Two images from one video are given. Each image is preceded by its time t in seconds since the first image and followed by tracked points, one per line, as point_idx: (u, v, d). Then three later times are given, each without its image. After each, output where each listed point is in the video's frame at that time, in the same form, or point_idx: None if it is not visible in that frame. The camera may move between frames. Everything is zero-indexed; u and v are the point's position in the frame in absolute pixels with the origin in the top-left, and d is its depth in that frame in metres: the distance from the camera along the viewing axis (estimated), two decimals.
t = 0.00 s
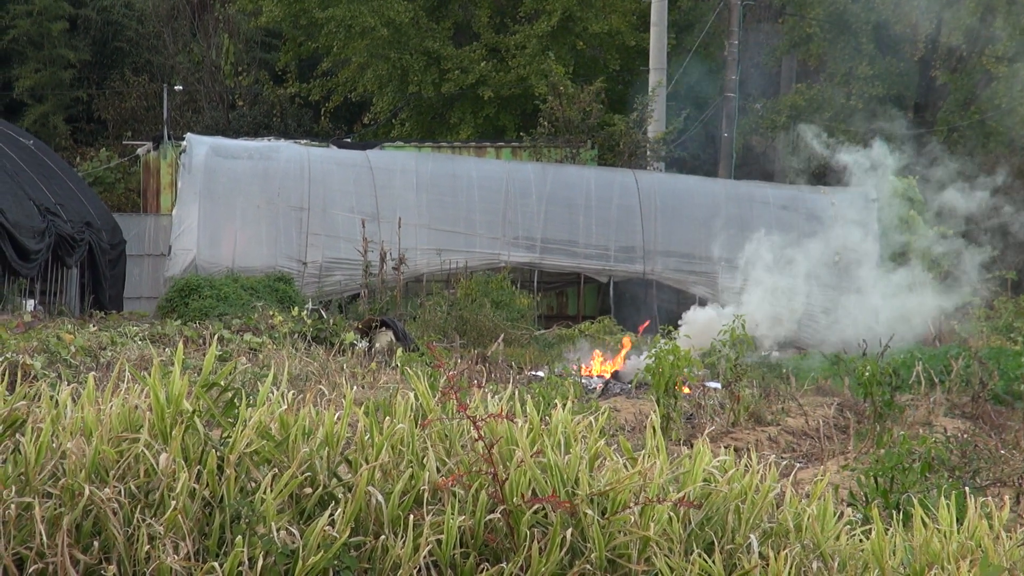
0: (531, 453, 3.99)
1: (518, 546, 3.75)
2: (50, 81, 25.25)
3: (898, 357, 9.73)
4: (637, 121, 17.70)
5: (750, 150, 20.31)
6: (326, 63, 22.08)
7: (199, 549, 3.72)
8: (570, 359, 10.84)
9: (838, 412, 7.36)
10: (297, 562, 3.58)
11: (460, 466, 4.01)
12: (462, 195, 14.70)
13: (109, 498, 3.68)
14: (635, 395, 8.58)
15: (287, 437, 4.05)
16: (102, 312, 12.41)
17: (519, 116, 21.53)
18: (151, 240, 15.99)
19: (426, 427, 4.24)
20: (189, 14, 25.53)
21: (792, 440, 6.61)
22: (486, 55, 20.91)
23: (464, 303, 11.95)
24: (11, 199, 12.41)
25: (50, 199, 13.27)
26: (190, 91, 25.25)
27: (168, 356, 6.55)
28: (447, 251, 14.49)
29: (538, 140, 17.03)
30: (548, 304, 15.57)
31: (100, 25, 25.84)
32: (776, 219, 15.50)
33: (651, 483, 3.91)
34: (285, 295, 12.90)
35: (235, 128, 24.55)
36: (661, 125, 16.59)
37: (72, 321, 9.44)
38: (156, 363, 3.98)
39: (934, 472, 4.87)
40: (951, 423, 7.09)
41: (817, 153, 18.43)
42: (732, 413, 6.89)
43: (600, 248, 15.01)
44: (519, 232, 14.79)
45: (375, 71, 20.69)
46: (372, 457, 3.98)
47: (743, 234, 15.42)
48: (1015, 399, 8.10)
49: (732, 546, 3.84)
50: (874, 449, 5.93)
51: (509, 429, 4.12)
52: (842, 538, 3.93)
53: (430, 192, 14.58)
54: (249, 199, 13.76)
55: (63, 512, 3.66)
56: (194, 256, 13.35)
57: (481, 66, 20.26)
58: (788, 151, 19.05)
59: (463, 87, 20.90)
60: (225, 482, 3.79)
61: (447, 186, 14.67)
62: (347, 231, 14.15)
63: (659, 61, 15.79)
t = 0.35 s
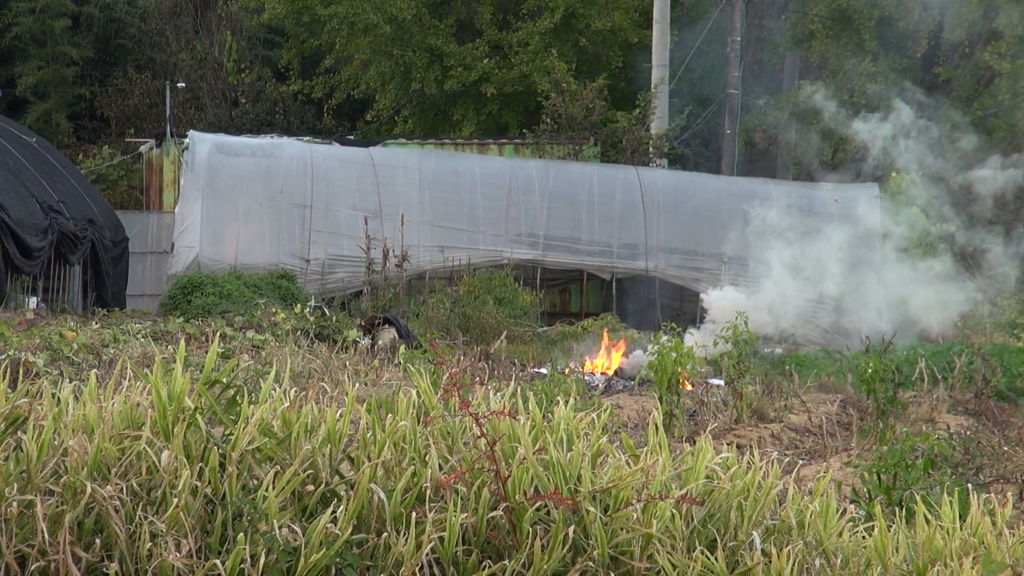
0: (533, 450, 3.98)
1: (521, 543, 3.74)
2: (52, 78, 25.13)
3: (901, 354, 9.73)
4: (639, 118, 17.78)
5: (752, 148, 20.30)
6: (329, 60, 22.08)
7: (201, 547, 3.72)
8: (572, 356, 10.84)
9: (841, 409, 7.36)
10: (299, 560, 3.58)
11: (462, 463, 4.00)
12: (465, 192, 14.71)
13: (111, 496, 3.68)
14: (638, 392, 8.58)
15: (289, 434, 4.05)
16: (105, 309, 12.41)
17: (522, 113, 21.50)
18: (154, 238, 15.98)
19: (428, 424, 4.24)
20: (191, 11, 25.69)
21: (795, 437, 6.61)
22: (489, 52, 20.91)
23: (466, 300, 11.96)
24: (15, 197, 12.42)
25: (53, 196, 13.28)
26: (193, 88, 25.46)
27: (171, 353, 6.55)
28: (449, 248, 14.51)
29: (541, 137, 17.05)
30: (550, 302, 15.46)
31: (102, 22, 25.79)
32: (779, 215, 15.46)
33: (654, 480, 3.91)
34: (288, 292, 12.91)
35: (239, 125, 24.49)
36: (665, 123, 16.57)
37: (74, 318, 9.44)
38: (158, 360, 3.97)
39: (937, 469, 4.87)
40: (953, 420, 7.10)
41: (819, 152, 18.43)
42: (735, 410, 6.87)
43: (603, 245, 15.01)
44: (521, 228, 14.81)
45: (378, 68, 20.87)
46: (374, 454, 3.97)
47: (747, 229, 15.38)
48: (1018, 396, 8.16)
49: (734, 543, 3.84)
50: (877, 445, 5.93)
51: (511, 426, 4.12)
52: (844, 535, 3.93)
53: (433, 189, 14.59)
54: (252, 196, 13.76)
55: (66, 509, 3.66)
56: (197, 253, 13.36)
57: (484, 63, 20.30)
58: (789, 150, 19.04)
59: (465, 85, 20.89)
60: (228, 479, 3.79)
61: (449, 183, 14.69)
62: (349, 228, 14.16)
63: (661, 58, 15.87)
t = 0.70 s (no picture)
0: (531, 446, 3.98)
1: (519, 540, 3.74)
2: (52, 75, 25.31)
3: (901, 349, 9.71)
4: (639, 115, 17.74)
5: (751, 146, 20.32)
6: (328, 57, 22.08)
7: (199, 543, 3.72)
8: (571, 353, 10.83)
9: (841, 405, 7.35)
10: (297, 557, 3.58)
11: (460, 459, 3.99)
12: (464, 188, 14.72)
13: (109, 492, 3.69)
14: (637, 388, 8.59)
15: (287, 431, 4.05)
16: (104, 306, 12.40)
17: (522, 109, 21.52)
18: (154, 234, 15.99)
19: (426, 421, 4.24)
20: (190, 7, 25.52)
21: (795, 433, 6.60)
22: (488, 48, 20.94)
23: (466, 296, 11.97)
24: (13, 193, 12.43)
25: (52, 192, 13.28)
26: (192, 84, 25.23)
27: (170, 349, 6.55)
28: (449, 245, 14.52)
29: (541, 133, 17.06)
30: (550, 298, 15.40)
31: (102, 18, 26.09)
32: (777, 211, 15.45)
33: (653, 476, 3.90)
34: (288, 289, 12.91)
35: (237, 122, 24.15)
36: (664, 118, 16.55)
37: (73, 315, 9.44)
38: (155, 357, 3.97)
39: (936, 465, 4.85)
40: (953, 417, 7.08)
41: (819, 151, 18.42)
42: (735, 406, 6.88)
43: (602, 241, 15.03)
44: (521, 225, 14.80)
45: (378, 63, 20.88)
46: (372, 450, 3.97)
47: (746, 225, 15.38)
48: (1017, 391, 8.07)
49: (732, 539, 3.84)
50: (876, 441, 5.92)
51: (509, 422, 4.12)
52: (842, 531, 3.93)
53: (432, 185, 14.61)
54: (251, 193, 13.78)
55: (63, 506, 3.67)
56: (197, 249, 13.37)
57: (484, 59, 20.35)
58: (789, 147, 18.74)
59: (465, 81, 20.91)
60: (226, 476, 3.79)
61: (449, 179, 14.70)
62: (349, 224, 14.17)
63: (660, 54, 15.86)
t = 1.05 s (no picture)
0: (531, 444, 3.98)
1: (518, 538, 3.74)
2: (52, 74, 25.53)
3: (902, 347, 9.71)
4: (639, 113, 17.72)
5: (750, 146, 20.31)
6: (328, 55, 22.09)
7: (198, 542, 3.72)
8: (571, 352, 10.83)
9: (841, 403, 7.35)
10: (296, 556, 3.58)
11: (460, 458, 3.99)
12: (464, 187, 14.71)
13: (108, 491, 3.68)
14: (637, 386, 8.60)
15: (286, 429, 4.03)
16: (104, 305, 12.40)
17: (522, 107, 21.54)
18: (154, 233, 16.00)
19: (426, 420, 4.22)
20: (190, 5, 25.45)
21: (795, 431, 6.60)
22: (488, 46, 20.97)
23: (466, 295, 11.97)
24: (13, 191, 12.46)
25: (52, 190, 13.29)
26: (192, 82, 25.14)
27: (170, 348, 6.54)
28: (449, 243, 14.51)
29: (541, 132, 17.12)
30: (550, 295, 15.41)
31: (101, 16, 26.40)
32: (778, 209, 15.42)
33: (652, 475, 3.89)
34: (287, 288, 12.90)
35: (238, 120, 24.24)
36: (665, 117, 16.52)
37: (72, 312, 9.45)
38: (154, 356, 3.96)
39: (937, 464, 4.84)
40: (954, 415, 7.07)
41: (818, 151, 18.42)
42: (735, 404, 6.88)
43: (603, 240, 15.03)
44: (521, 223, 14.80)
45: (378, 62, 20.88)
46: (371, 449, 3.97)
47: (746, 224, 15.38)
48: (1018, 389, 8.06)
49: (732, 537, 3.84)
50: (876, 439, 5.92)
51: (508, 421, 4.11)
52: (841, 529, 3.93)
53: (433, 184, 14.60)
54: (251, 191, 13.77)
55: (62, 505, 3.67)
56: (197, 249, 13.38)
57: (484, 57, 20.38)
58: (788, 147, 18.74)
59: (465, 80, 20.94)
60: (225, 475, 3.78)
61: (449, 178, 14.69)
62: (349, 223, 14.17)
63: (660, 53, 15.79)
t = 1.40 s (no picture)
0: (532, 444, 3.98)
1: (520, 537, 3.74)
2: (54, 74, 25.50)
3: (903, 347, 9.71)
4: (641, 113, 17.71)
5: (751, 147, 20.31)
6: (330, 55, 22.12)
7: (200, 541, 3.73)
8: (573, 351, 10.82)
9: (842, 402, 7.35)
10: (298, 554, 3.59)
11: (461, 457, 3.99)
12: (466, 186, 14.71)
13: (110, 490, 3.69)
14: (639, 385, 8.61)
15: (288, 429, 4.03)
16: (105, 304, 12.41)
17: (524, 107, 21.56)
18: (155, 232, 16.02)
19: (427, 419, 4.22)
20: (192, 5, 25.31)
21: (797, 430, 6.60)
22: (490, 45, 20.98)
23: (468, 294, 11.97)
24: (15, 190, 12.48)
25: (54, 189, 13.30)
26: (193, 81, 24.85)
27: (171, 347, 6.53)
28: (450, 242, 14.50)
29: (543, 131, 17.21)
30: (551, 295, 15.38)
31: (103, 15, 26.27)
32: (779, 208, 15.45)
33: (653, 474, 3.89)
34: (289, 287, 12.90)
35: (240, 118, 24.49)
36: (666, 117, 16.49)
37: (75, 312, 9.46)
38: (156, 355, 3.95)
39: (938, 462, 4.83)
40: (955, 414, 7.08)
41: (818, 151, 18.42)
42: (736, 404, 6.89)
43: (604, 239, 15.06)
44: (523, 222, 14.81)
45: (380, 61, 20.90)
46: (373, 448, 3.97)
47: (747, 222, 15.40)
48: (1018, 388, 8.08)
49: (733, 536, 3.84)
50: (878, 438, 5.92)
51: (510, 420, 4.10)
52: (843, 529, 3.92)
53: (434, 183, 14.61)
54: (253, 191, 13.78)
55: (64, 504, 3.67)
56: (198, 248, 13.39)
57: (485, 56, 20.39)
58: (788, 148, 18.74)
59: (467, 79, 20.96)
60: (226, 474, 3.78)
61: (451, 177, 14.69)
62: (351, 223, 14.15)
63: (662, 52, 15.77)
